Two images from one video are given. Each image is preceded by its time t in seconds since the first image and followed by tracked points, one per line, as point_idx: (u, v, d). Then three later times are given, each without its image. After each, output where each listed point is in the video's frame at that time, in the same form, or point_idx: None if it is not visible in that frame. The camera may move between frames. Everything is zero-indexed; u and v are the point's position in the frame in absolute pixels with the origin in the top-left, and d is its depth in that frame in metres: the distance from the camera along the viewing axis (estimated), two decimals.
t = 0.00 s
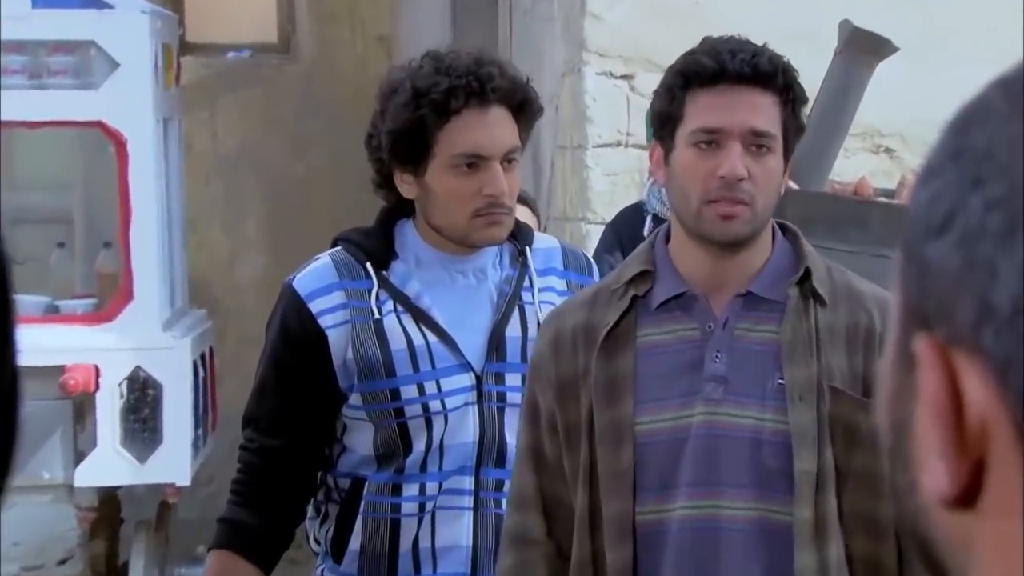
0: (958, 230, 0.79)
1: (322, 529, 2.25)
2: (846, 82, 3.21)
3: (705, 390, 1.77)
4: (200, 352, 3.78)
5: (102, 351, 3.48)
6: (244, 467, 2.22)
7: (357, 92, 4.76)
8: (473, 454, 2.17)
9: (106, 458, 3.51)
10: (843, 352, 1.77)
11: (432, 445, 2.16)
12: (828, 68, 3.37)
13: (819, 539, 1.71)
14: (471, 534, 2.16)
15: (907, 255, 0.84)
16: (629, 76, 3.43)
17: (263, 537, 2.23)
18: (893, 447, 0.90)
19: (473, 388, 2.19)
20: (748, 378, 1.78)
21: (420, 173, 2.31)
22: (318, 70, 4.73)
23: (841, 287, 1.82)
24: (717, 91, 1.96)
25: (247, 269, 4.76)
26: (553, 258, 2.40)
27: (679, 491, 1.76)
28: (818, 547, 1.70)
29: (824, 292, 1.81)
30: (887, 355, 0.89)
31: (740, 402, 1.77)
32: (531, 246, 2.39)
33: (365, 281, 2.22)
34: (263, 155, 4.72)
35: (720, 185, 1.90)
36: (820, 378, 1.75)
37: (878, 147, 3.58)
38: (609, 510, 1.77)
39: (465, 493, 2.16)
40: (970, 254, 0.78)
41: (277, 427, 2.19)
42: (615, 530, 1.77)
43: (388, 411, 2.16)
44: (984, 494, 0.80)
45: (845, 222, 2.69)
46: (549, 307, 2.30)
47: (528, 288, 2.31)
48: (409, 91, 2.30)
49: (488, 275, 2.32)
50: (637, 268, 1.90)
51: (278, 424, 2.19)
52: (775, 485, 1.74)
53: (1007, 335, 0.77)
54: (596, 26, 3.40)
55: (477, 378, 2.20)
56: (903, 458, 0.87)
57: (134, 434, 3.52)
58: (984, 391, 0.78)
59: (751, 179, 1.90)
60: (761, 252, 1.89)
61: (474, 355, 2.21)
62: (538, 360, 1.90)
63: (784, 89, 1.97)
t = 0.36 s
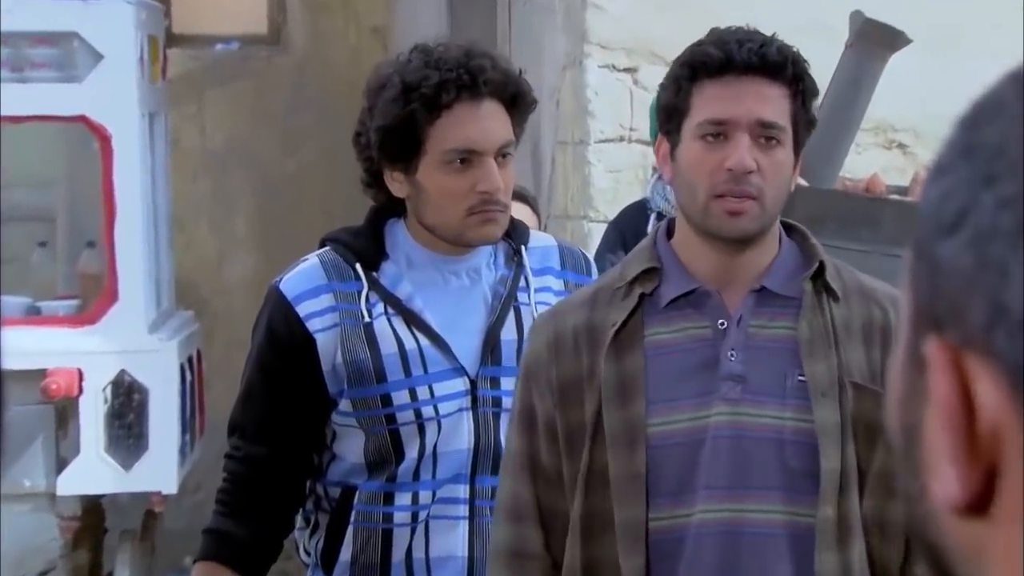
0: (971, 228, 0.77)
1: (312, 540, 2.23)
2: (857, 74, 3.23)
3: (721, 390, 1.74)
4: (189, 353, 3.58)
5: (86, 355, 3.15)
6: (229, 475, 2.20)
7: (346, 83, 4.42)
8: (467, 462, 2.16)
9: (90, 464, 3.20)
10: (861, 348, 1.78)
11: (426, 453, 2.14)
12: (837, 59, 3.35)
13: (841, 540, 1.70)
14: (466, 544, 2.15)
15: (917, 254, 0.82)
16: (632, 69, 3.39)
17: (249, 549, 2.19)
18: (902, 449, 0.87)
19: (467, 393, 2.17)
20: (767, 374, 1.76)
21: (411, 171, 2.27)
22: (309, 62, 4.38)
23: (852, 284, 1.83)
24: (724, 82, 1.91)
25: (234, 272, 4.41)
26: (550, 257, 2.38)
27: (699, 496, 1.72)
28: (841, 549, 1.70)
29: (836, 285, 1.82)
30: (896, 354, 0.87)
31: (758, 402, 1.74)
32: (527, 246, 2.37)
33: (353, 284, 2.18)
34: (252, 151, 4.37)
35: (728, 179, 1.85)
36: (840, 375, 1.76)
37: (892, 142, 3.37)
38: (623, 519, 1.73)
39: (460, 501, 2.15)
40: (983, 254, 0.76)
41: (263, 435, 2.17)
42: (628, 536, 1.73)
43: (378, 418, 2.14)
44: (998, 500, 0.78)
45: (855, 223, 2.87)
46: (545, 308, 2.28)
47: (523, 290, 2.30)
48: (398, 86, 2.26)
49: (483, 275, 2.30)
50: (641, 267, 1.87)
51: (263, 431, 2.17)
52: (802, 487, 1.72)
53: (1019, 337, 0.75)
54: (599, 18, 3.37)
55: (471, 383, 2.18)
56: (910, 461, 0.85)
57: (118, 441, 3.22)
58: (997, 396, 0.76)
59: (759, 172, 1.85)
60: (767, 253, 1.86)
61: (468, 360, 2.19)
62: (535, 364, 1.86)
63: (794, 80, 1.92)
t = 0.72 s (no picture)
0: (983, 231, 0.77)
1: (303, 554, 2.21)
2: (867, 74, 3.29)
3: (728, 395, 1.73)
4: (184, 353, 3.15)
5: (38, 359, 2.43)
6: (217, 489, 2.17)
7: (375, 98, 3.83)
8: (463, 473, 2.14)
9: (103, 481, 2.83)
10: (867, 354, 1.76)
11: (423, 464, 2.12)
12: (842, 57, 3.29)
13: (848, 548, 1.68)
14: (462, 557, 2.14)
15: (927, 259, 0.82)
16: (635, 69, 3.31)
17: (237, 563, 2.17)
18: (914, 458, 0.86)
19: (462, 403, 2.16)
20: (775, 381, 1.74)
21: (404, 174, 2.25)
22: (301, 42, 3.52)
23: (854, 288, 1.82)
24: (719, 72, 1.88)
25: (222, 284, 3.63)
26: (547, 262, 2.36)
27: (706, 506, 1.70)
28: (849, 558, 1.68)
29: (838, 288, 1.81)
30: (906, 361, 0.86)
31: (768, 406, 1.73)
32: (523, 251, 2.35)
33: (345, 292, 2.16)
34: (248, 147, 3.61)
35: (719, 167, 1.81)
36: (847, 382, 1.74)
37: (902, 144, 3.36)
38: (626, 530, 1.70)
39: (455, 514, 2.14)
40: (994, 259, 0.76)
41: (251, 448, 2.15)
42: (632, 548, 1.70)
43: (372, 429, 2.12)
44: (1011, 513, 0.77)
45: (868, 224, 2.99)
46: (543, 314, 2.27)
47: (519, 296, 2.28)
48: (388, 86, 2.23)
49: (477, 280, 2.29)
50: (640, 271, 1.83)
51: (252, 445, 2.14)
52: (811, 495, 1.71)
53: None
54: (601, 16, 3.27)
55: (467, 393, 2.16)
56: (921, 470, 0.84)
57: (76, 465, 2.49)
58: (1009, 407, 0.75)
59: (752, 161, 1.82)
60: (759, 256, 1.83)
61: (463, 369, 2.18)
62: (530, 374, 1.82)
63: (792, 72, 1.89)
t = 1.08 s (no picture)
0: (991, 244, 0.77)
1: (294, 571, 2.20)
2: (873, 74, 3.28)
3: (726, 406, 1.71)
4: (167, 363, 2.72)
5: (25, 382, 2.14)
6: (210, 507, 2.13)
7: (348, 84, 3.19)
8: (461, 490, 2.13)
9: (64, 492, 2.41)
10: (865, 361, 1.76)
11: (419, 481, 2.11)
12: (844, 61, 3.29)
13: (850, 562, 1.66)
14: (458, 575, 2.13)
15: (933, 271, 0.82)
16: (635, 73, 3.29)
17: None
18: (920, 474, 0.84)
19: (460, 417, 2.14)
20: (772, 393, 1.72)
21: (399, 180, 2.24)
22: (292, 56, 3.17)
23: (850, 296, 1.81)
24: (690, 78, 1.87)
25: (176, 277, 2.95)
26: (546, 273, 2.36)
27: (702, 519, 1.68)
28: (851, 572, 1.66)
29: (835, 295, 1.80)
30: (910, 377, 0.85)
31: (768, 418, 1.71)
32: (523, 261, 2.34)
33: (340, 305, 2.15)
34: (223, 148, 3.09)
35: (692, 176, 1.80)
36: (845, 391, 1.72)
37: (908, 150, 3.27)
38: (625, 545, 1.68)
39: (451, 530, 2.13)
40: (1005, 271, 0.76)
41: (244, 465, 2.13)
42: (630, 564, 1.68)
43: (368, 444, 2.11)
44: (1019, 527, 0.77)
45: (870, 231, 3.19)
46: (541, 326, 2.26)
47: (518, 307, 2.27)
48: (383, 90, 2.22)
49: (477, 291, 2.28)
50: (633, 280, 1.82)
51: (246, 462, 2.12)
52: (809, 508, 1.69)
53: None
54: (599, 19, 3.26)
55: (466, 407, 2.15)
56: (926, 485, 0.83)
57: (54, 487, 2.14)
58: (1019, 421, 0.75)
59: (723, 167, 1.80)
60: (757, 262, 1.83)
61: (461, 382, 2.17)
62: (521, 385, 1.82)
63: (761, 71, 1.87)
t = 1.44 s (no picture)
0: (995, 252, 0.76)
1: None
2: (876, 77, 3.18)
3: (715, 422, 1.69)
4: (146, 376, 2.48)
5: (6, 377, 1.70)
6: (205, 521, 2.12)
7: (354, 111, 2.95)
8: (458, 504, 2.11)
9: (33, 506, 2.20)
10: (864, 375, 1.74)
11: (415, 494, 2.09)
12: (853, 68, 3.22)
13: None
14: None
15: (937, 279, 0.81)
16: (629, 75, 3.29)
17: None
18: (923, 489, 0.83)
19: (456, 429, 2.13)
20: (763, 407, 1.71)
21: (394, 186, 2.23)
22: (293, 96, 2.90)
23: (851, 305, 1.79)
24: (655, 89, 1.86)
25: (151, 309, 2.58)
26: (548, 283, 2.34)
27: (694, 537, 1.67)
28: None
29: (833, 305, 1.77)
30: (913, 390, 0.85)
31: (758, 433, 1.69)
32: (524, 269, 2.33)
33: (334, 317, 2.13)
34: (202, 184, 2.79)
35: (666, 186, 1.79)
36: (840, 404, 1.70)
37: (912, 155, 3.34)
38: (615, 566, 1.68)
39: (447, 545, 2.10)
40: (1008, 279, 0.75)
41: (237, 478, 2.12)
42: None
43: (362, 458, 2.09)
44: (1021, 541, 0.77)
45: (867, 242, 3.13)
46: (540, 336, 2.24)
47: (517, 317, 2.26)
48: (377, 94, 2.22)
49: (475, 300, 2.26)
50: (622, 295, 1.82)
51: (239, 475, 2.12)
52: (804, 526, 1.68)
53: None
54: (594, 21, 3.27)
55: (462, 419, 2.13)
56: (931, 500, 0.82)
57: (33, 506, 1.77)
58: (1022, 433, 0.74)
59: (697, 175, 1.78)
60: (757, 270, 1.81)
61: (457, 395, 2.15)
62: (513, 410, 1.84)
63: (723, 71, 1.85)
